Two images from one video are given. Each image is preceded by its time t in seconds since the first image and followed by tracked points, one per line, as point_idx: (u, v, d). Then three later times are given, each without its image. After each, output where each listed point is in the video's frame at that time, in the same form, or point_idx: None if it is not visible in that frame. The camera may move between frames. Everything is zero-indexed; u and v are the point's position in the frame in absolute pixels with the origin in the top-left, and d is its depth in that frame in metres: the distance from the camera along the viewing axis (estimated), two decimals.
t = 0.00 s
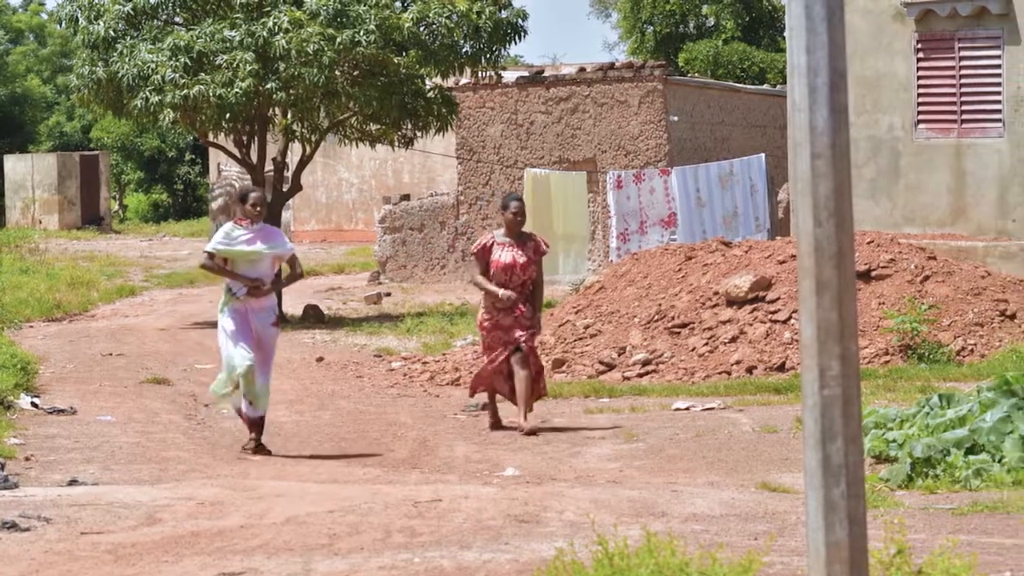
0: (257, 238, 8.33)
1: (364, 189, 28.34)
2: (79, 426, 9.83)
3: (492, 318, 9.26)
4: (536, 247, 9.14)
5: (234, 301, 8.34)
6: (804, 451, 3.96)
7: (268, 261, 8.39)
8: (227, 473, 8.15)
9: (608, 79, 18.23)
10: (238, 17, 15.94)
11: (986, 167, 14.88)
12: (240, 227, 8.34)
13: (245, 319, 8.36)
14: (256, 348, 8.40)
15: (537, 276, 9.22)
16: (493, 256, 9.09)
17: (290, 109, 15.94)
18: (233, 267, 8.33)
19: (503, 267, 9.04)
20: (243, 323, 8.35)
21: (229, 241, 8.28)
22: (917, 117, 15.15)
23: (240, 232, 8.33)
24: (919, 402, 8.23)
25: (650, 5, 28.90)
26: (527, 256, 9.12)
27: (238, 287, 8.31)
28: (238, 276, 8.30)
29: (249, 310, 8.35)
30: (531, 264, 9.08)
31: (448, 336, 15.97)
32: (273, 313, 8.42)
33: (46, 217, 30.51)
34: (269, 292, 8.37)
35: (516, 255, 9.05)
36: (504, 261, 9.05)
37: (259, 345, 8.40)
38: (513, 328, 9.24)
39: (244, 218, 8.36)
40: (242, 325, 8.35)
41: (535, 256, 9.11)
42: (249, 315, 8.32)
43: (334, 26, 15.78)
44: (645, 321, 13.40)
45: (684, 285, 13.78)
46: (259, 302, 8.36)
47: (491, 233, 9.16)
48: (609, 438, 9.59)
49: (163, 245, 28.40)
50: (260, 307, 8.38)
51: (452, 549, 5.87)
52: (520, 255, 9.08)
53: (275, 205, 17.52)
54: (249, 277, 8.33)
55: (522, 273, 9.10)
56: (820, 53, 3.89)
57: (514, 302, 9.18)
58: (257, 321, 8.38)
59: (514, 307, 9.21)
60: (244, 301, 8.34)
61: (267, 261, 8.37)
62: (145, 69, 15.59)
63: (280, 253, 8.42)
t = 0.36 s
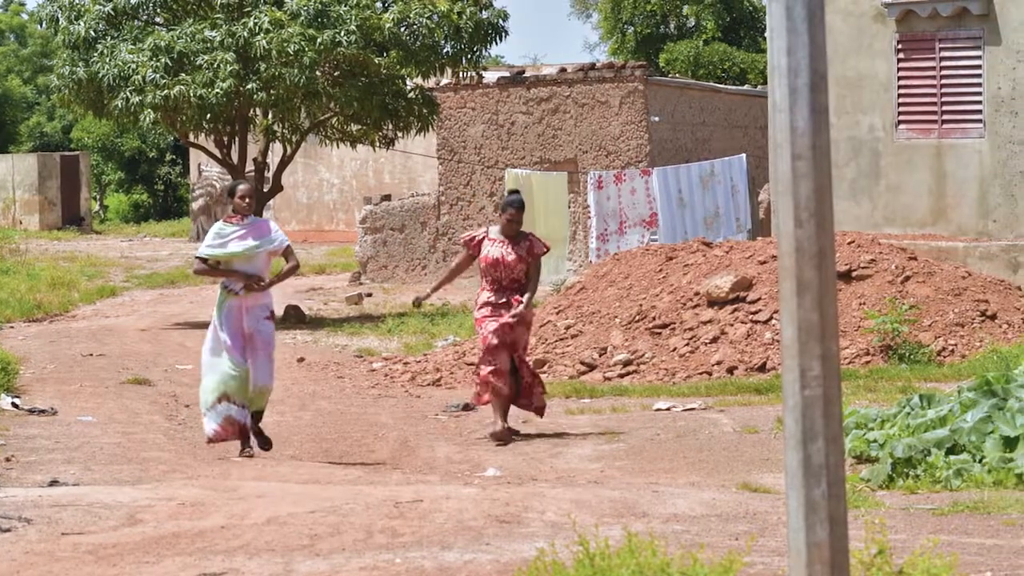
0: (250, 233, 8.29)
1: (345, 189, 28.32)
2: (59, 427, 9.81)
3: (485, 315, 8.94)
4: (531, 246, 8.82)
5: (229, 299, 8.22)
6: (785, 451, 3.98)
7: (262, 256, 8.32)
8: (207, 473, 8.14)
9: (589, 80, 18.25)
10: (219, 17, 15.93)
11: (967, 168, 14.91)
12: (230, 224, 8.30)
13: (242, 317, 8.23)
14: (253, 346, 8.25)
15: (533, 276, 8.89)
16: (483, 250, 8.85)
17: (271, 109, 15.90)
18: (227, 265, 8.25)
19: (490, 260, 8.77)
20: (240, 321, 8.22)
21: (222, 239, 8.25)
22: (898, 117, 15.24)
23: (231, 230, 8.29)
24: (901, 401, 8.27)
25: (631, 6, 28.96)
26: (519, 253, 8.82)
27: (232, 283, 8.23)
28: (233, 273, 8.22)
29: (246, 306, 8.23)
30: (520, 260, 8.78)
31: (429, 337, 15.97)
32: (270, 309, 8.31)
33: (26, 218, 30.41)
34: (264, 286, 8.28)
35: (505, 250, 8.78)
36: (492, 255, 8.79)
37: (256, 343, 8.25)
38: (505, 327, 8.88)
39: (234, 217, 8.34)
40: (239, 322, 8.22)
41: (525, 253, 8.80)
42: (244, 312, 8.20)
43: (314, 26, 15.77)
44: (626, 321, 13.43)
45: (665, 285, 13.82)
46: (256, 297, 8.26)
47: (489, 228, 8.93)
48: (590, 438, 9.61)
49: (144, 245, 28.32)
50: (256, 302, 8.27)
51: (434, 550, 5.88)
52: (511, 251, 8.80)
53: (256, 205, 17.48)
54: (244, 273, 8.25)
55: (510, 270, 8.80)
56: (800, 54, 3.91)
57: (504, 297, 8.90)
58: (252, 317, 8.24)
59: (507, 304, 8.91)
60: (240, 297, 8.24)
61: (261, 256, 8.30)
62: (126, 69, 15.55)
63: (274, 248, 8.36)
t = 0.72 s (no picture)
0: (256, 237, 8.24)
1: (333, 189, 28.29)
2: (46, 428, 9.77)
3: (478, 324, 8.66)
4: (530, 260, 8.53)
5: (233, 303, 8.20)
6: (773, 451, 3.99)
7: (267, 264, 8.29)
8: (195, 474, 8.12)
9: (577, 80, 18.26)
10: (207, 18, 15.93)
11: (955, 167, 14.95)
12: (237, 227, 8.25)
13: (245, 322, 8.19)
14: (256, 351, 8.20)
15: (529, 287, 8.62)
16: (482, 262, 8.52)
17: (259, 109, 15.88)
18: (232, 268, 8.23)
19: (490, 275, 8.47)
20: (243, 326, 8.19)
21: (228, 242, 8.22)
22: (886, 117, 15.27)
23: (238, 232, 8.24)
24: (888, 401, 8.29)
25: (619, 6, 28.99)
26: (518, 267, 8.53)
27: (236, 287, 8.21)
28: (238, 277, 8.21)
29: (248, 311, 8.18)
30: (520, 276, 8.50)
31: (417, 337, 15.96)
32: (274, 313, 8.25)
33: (14, 218, 30.32)
34: (269, 293, 8.24)
35: (506, 266, 8.47)
36: (491, 270, 8.49)
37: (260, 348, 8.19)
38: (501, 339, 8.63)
39: (242, 219, 8.28)
40: (242, 327, 8.19)
41: (525, 268, 8.51)
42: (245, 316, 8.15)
43: (302, 26, 15.76)
44: (614, 321, 13.43)
45: (653, 285, 13.83)
46: (259, 303, 8.21)
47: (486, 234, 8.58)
48: (578, 439, 9.62)
49: (132, 245, 28.23)
50: (260, 307, 8.22)
51: (421, 550, 5.87)
52: (511, 266, 8.49)
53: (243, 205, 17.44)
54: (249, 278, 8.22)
55: (509, 284, 8.52)
56: (789, 54, 3.91)
57: (500, 308, 8.62)
58: (255, 322, 8.20)
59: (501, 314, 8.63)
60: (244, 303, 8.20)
61: (266, 262, 8.27)
62: (113, 69, 15.51)
63: (280, 254, 8.31)
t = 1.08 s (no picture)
0: (251, 236, 8.16)
1: (310, 190, 28.23)
2: (22, 428, 9.71)
3: (470, 330, 8.54)
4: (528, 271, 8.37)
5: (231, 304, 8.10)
6: (750, 451, 3.99)
7: (264, 261, 8.21)
8: (171, 474, 8.08)
9: (554, 80, 18.27)
10: (184, 18, 15.88)
11: (932, 168, 15.02)
12: (233, 226, 8.16)
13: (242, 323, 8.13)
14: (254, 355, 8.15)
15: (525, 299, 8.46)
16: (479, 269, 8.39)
17: (236, 110, 15.83)
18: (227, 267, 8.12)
19: (485, 283, 8.34)
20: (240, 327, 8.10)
21: (223, 242, 8.11)
22: (863, 118, 15.31)
23: (233, 231, 8.14)
24: (865, 401, 8.33)
25: (596, 6, 29.05)
26: (515, 278, 8.37)
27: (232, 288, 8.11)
28: (233, 278, 8.13)
29: (244, 314, 8.13)
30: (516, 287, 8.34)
31: (394, 338, 15.93)
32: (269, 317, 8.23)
33: None
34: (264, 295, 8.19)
35: (502, 275, 8.33)
36: (487, 278, 8.35)
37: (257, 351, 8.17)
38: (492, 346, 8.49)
39: (238, 218, 8.17)
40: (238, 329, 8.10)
41: (521, 280, 8.36)
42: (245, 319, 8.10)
43: (279, 26, 15.70)
44: (591, 321, 13.44)
45: (630, 286, 13.83)
46: (255, 306, 8.16)
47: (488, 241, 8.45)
48: (555, 439, 9.62)
49: (108, 245, 28.11)
50: (256, 311, 8.18)
51: (398, 550, 5.86)
52: (508, 275, 8.35)
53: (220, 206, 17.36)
54: (245, 279, 8.14)
55: (504, 294, 8.37)
56: (766, 54, 3.91)
57: (494, 317, 8.48)
58: (254, 325, 8.17)
59: (496, 323, 8.50)
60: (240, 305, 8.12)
61: (262, 262, 8.18)
62: (90, 69, 15.41)
63: (275, 254, 8.24)
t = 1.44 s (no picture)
0: (242, 231, 7.80)
1: (283, 190, 28.15)
2: None
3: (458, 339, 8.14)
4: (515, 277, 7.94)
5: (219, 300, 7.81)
6: (723, 451, 3.97)
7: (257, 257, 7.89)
8: (143, 475, 8.04)
9: (527, 80, 18.26)
10: (157, 18, 15.82)
11: (904, 168, 15.07)
12: (224, 224, 7.81)
13: (234, 321, 7.82)
14: (248, 349, 7.85)
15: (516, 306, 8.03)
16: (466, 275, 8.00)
17: (208, 110, 15.77)
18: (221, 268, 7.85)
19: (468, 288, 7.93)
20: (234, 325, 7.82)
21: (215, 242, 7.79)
22: (836, 118, 15.39)
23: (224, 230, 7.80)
24: (838, 402, 8.37)
25: (569, 7, 29.12)
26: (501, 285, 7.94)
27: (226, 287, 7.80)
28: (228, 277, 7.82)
29: (238, 311, 7.81)
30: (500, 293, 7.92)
31: (366, 338, 15.89)
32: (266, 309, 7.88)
33: None
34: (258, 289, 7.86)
35: (487, 280, 7.91)
36: (471, 283, 7.95)
37: (253, 346, 7.84)
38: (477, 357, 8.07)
39: (229, 214, 7.84)
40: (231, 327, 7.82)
41: (508, 285, 7.92)
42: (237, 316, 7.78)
43: (252, 27, 15.71)
44: (564, 322, 13.44)
45: (603, 286, 13.84)
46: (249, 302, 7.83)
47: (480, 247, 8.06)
48: (528, 440, 9.61)
49: (81, 246, 27.97)
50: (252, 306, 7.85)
51: (371, 551, 5.84)
52: (493, 281, 7.92)
53: (193, 206, 17.29)
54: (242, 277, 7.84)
55: (489, 300, 7.95)
56: (739, 53, 3.90)
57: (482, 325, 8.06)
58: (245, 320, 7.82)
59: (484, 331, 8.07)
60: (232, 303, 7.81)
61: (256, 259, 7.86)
62: (62, 70, 15.29)
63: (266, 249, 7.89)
